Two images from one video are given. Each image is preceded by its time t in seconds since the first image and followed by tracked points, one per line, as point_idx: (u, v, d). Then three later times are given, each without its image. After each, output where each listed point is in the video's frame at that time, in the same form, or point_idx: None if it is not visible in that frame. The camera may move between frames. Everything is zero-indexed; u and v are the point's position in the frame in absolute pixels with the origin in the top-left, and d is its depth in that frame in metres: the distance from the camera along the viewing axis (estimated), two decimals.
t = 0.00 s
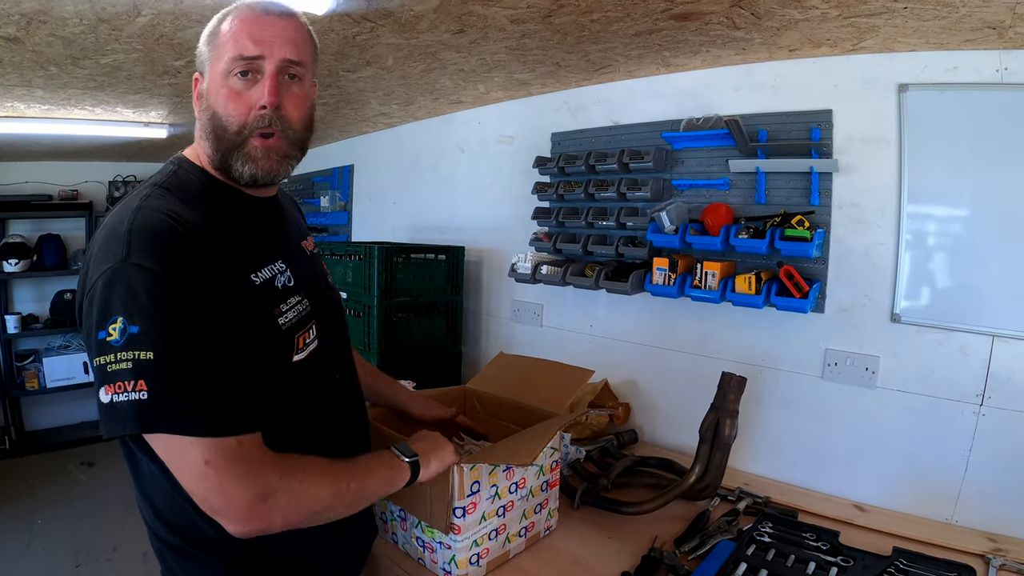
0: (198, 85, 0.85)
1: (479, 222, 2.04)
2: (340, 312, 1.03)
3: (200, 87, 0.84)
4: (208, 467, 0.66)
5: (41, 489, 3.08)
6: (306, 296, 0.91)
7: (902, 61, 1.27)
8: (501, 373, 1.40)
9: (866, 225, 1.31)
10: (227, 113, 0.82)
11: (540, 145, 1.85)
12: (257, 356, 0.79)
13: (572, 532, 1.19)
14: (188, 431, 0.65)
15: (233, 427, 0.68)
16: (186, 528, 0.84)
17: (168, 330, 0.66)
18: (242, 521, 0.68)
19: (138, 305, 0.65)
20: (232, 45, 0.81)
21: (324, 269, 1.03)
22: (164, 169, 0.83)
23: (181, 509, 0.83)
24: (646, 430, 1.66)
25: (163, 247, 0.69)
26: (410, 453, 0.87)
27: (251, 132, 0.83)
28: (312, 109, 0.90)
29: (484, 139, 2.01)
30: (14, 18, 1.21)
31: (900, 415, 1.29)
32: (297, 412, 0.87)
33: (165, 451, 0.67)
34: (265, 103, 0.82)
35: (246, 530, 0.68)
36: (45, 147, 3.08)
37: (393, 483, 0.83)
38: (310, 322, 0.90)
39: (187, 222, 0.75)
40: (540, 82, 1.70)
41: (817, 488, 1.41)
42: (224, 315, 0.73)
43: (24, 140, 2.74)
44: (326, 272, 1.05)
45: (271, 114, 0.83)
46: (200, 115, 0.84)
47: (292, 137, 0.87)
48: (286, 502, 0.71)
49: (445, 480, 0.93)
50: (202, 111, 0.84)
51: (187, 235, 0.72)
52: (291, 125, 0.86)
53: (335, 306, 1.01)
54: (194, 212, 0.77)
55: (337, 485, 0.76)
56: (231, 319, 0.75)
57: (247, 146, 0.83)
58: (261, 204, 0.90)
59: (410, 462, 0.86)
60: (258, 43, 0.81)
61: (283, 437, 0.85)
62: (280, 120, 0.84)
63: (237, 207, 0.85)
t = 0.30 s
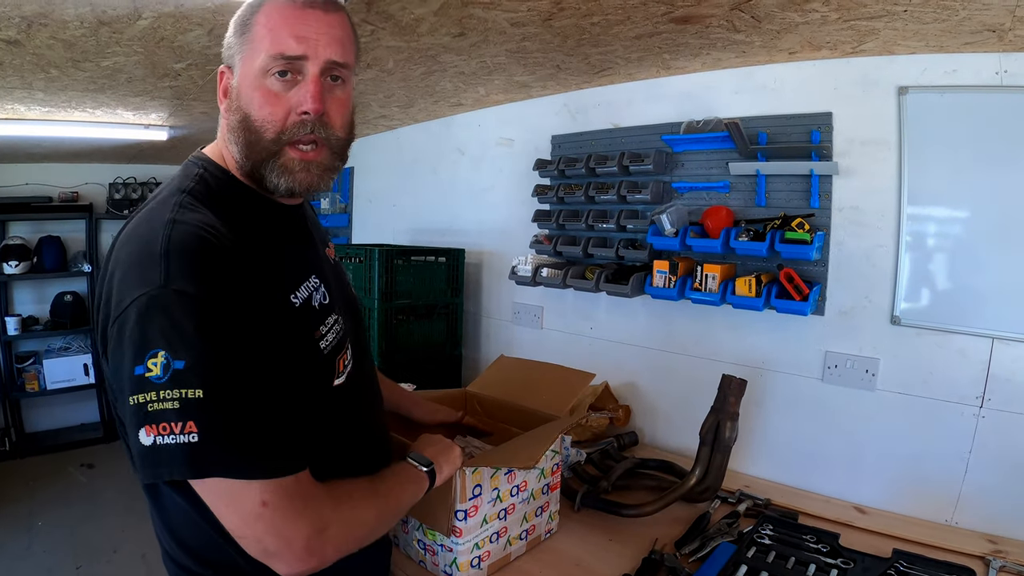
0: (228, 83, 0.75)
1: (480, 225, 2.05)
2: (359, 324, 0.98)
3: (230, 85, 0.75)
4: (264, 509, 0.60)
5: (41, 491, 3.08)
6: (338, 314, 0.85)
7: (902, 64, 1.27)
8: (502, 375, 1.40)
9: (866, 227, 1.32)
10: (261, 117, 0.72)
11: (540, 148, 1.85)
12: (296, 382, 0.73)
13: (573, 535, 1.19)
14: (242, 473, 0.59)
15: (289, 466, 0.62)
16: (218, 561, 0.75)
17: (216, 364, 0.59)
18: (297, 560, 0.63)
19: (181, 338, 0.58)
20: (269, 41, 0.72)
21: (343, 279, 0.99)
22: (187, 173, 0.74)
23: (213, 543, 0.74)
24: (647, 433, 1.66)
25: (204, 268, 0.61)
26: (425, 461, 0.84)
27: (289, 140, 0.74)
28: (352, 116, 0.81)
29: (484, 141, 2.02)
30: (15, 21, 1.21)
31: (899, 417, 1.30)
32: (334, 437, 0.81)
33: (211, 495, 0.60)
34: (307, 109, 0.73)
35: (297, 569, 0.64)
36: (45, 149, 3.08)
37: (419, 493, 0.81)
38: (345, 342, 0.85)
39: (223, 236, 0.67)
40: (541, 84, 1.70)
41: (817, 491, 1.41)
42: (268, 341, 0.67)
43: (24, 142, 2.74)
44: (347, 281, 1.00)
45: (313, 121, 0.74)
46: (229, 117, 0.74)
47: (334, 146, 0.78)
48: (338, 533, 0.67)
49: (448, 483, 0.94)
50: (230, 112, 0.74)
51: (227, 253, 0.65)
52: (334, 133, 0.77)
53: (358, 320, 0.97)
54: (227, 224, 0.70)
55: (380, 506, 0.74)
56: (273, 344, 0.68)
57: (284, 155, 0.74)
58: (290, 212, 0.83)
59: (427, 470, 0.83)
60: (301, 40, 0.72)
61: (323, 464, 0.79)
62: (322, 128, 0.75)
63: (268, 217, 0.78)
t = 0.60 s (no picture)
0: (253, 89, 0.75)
1: (480, 227, 2.06)
2: (369, 330, 0.97)
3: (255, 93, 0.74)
4: (307, 517, 0.59)
5: (42, 492, 3.09)
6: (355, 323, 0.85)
7: (900, 67, 1.28)
8: (504, 378, 1.41)
9: (866, 230, 1.32)
10: (286, 128, 0.72)
11: (540, 150, 1.86)
12: (320, 392, 0.72)
13: (574, 536, 1.20)
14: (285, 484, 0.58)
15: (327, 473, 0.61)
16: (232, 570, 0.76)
17: (255, 374, 0.58)
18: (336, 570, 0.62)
19: (219, 350, 0.56)
20: (300, 53, 0.71)
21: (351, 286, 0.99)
22: (204, 183, 0.72)
23: (228, 553, 0.75)
24: (647, 434, 1.67)
25: (236, 278, 0.61)
26: (433, 464, 0.83)
27: (313, 153, 0.74)
28: (376, 132, 0.82)
29: (484, 144, 2.03)
30: (19, 25, 1.22)
31: (898, 419, 1.30)
32: (352, 446, 0.81)
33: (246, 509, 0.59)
34: (334, 125, 0.73)
35: None
36: (46, 151, 3.09)
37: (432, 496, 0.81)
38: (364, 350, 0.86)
39: (250, 246, 0.66)
40: (541, 87, 1.71)
41: (817, 492, 1.42)
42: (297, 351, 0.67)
43: (25, 144, 2.74)
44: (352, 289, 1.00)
45: (339, 138, 0.74)
46: (253, 125, 0.74)
47: (359, 161, 0.78)
48: (373, 540, 0.66)
49: (451, 485, 0.95)
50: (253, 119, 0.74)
51: (256, 262, 0.64)
52: (360, 148, 0.77)
53: (370, 327, 0.97)
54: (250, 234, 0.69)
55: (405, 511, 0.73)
56: (302, 354, 0.68)
57: (307, 168, 0.74)
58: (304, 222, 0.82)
59: (434, 474, 0.82)
60: (333, 55, 0.72)
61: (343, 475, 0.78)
62: (349, 145, 0.75)
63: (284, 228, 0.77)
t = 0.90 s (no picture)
0: (239, 90, 0.75)
1: (480, 228, 2.06)
2: (365, 328, 0.98)
3: (242, 93, 0.74)
4: (287, 501, 0.59)
5: (43, 493, 3.09)
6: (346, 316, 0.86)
7: (900, 69, 1.28)
8: (505, 379, 1.41)
9: (866, 231, 1.33)
10: (275, 124, 0.73)
11: (541, 152, 1.86)
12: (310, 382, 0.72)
13: (575, 536, 1.20)
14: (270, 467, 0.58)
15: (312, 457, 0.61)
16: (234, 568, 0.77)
17: (239, 358, 0.58)
18: (318, 556, 0.61)
19: (203, 334, 0.57)
20: (284, 49, 0.72)
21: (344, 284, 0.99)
22: (196, 180, 0.73)
23: (226, 544, 0.75)
24: (647, 435, 1.68)
25: (224, 266, 0.61)
26: (432, 463, 0.83)
27: (304, 147, 0.74)
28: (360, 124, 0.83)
29: (485, 145, 2.03)
30: (21, 27, 1.22)
31: (898, 419, 1.31)
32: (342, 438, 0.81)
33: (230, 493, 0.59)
34: (321, 116, 0.74)
35: (317, 565, 0.62)
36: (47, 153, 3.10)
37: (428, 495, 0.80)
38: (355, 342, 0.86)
39: (237, 237, 0.67)
40: (542, 89, 1.72)
41: (817, 492, 1.43)
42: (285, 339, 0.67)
43: (25, 146, 2.74)
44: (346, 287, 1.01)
45: (327, 129, 0.75)
46: (243, 123, 0.74)
47: (345, 153, 0.79)
48: (358, 529, 0.65)
49: (452, 485, 0.95)
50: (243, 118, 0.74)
51: (244, 251, 0.65)
52: (344, 139, 0.78)
53: (364, 324, 0.97)
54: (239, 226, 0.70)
55: (395, 506, 0.72)
56: (290, 342, 0.67)
57: (298, 161, 0.74)
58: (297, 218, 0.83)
59: (435, 473, 0.82)
60: (316, 49, 0.73)
61: (333, 466, 0.78)
62: (335, 136, 0.76)
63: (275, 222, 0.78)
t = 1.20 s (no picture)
0: (271, 96, 0.73)
1: (481, 229, 2.07)
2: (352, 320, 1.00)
3: (274, 101, 0.73)
4: (241, 475, 0.61)
5: (44, 494, 3.09)
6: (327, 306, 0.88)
7: (900, 70, 1.29)
8: (505, 379, 1.42)
9: (866, 232, 1.33)
10: (309, 146, 0.75)
11: (541, 153, 1.87)
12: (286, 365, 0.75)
13: (577, 536, 1.20)
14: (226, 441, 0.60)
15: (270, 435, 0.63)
16: (222, 548, 0.77)
17: (204, 339, 0.61)
18: (272, 530, 0.63)
19: (168, 315, 0.60)
20: (335, 85, 0.74)
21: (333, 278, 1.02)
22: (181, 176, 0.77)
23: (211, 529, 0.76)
24: (648, 435, 1.68)
25: (194, 253, 0.65)
26: (426, 462, 0.85)
27: (321, 169, 0.79)
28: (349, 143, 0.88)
29: (486, 146, 2.03)
30: (23, 28, 1.23)
31: (898, 419, 1.31)
32: (319, 426, 0.82)
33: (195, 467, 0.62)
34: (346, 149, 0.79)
35: (274, 539, 0.63)
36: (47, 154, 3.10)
37: (413, 491, 0.81)
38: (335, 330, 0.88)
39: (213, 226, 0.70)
40: (542, 90, 1.72)
41: (817, 492, 1.43)
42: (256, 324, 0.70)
43: (25, 146, 2.74)
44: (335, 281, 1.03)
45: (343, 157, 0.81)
46: (273, 129, 0.73)
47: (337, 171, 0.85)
48: (317, 510, 0.66)
49: (453, 484, 0.95)
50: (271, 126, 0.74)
51: (217, 240, 0.69)
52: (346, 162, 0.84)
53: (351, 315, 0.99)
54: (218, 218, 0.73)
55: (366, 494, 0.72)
56: (260, 330, 0.70)
57: (312, 179, 0.79)
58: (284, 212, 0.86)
59: (426, 471, 0.84)
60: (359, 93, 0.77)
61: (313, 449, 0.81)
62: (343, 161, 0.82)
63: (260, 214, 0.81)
